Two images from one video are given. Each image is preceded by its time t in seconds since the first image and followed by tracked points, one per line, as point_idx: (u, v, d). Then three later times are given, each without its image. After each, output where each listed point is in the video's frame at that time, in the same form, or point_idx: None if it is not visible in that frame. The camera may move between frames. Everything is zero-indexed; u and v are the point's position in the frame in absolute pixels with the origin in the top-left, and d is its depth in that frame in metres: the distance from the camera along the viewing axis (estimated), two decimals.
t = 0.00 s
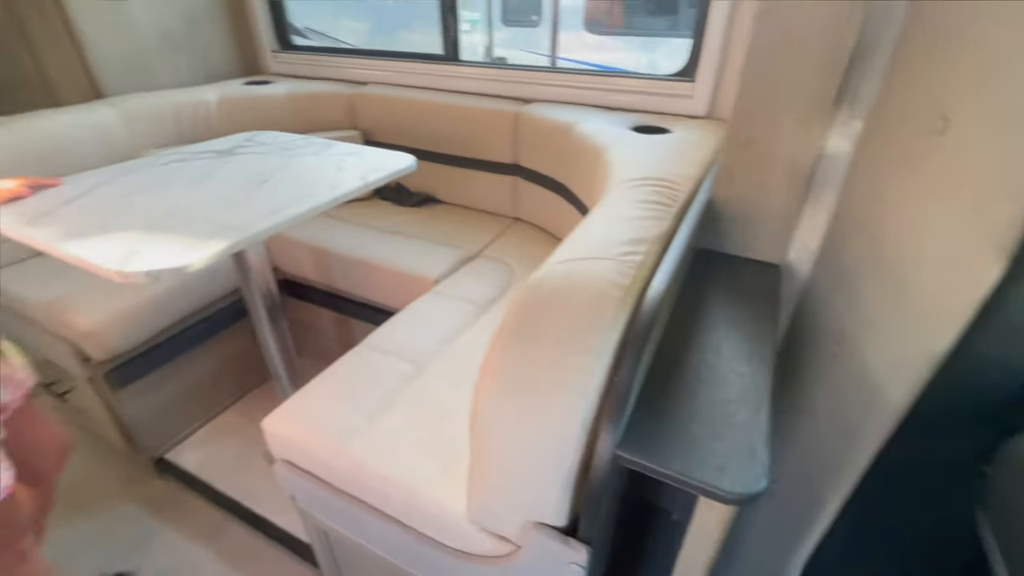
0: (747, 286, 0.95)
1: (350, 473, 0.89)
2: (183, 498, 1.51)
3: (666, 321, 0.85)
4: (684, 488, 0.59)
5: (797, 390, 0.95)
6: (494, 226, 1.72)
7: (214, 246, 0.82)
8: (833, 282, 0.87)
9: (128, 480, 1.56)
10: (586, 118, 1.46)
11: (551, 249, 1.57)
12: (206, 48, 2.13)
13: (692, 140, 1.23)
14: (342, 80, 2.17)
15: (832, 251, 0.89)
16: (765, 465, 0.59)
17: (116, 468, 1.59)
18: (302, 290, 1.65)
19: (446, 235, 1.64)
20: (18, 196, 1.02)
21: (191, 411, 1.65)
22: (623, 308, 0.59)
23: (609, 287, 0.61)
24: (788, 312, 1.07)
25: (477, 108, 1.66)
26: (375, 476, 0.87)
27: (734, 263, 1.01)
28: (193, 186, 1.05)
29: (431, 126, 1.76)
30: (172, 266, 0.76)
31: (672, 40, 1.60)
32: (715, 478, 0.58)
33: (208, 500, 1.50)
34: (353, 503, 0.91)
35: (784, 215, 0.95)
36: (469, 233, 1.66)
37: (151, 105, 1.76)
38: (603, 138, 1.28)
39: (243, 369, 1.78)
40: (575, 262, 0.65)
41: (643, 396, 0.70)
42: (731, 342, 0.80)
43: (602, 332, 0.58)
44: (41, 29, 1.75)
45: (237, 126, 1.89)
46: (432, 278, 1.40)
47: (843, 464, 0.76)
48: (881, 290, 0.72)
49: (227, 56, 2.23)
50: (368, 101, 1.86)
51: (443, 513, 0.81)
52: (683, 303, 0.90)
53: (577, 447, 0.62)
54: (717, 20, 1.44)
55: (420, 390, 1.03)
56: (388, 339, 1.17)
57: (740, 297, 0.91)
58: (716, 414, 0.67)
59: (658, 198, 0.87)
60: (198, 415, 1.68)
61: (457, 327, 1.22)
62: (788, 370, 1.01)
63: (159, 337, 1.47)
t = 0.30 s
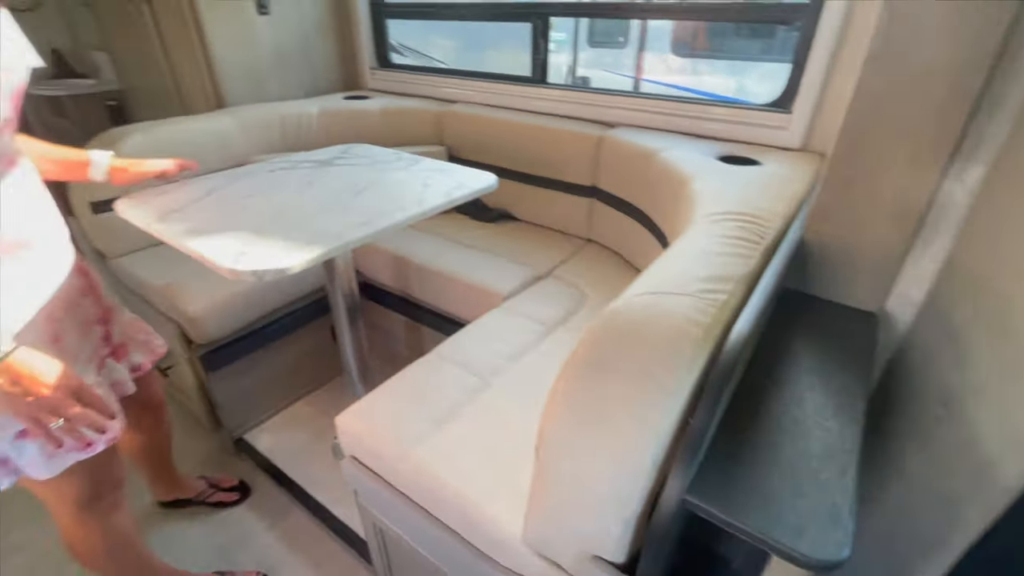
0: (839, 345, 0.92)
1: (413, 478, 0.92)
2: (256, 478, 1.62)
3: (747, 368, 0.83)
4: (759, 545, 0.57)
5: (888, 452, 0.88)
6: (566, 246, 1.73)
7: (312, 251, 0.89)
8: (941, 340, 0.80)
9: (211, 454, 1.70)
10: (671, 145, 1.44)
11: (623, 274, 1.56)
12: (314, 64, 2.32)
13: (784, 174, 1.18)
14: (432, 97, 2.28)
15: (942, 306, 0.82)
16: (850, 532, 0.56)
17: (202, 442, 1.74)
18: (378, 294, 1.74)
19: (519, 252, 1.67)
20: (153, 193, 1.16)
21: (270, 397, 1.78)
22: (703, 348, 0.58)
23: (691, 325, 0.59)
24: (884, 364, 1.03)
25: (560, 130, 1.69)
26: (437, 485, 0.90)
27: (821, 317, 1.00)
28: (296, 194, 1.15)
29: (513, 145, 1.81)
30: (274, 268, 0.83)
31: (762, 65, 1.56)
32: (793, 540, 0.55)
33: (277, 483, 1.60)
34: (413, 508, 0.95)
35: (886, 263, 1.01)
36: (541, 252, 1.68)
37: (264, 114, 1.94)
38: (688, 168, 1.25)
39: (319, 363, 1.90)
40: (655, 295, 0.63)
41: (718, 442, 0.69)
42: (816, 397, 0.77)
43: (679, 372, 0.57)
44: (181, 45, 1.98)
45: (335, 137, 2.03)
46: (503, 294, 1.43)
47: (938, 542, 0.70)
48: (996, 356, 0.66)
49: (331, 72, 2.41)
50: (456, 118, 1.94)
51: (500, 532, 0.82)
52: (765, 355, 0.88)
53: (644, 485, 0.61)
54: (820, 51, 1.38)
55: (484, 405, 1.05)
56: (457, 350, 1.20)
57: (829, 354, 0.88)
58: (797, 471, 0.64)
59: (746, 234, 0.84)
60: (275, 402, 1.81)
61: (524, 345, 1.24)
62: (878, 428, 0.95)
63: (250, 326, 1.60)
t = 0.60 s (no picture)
0: (927, 394, 0.86)
1: (463, 487, 0.94)
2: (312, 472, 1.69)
3: (822, 409, 0.80)
4: None
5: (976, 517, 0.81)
6: (628, 268, 1.71)
7: (385, 260, 0.93)
8: None
9: (273, 444, 1.80)
10: (745, 172, 1.40)
11: (687, 300, 1.52)
12: (394, 83, 2.45)
13: (869, 207, 1.11)
14: (503, 116, 2.35)
15: None
16: None
17: (266, 432, 1.85)
18: (438, 304, 1.79)
19: (579, 271, 1.67)
20: (246, 198, 1.26)
21: (330, 396, 1.86)
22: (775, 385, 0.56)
23: (763, 360, 0.57)
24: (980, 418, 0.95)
25: (629, 152, 1.69)
26: (485, 498, 0.90)
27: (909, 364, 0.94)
28: (373, 206, 1.21)
29: (581, 165, 1.83)
30: (350, 273, 0.87)
31: (843, 91, 1.49)
32: None
33: (330, 480, 1.66)
34: (461, 518, 0.96)
35: (983, 307, 0.98)
36: (603, 273, 1.67)
37: (346, 128, 2.06)
38: (762, 196, 1.21)
39: (378, 367, 1.97)
40: (723, 326, 0.62)
41: (788, 486, 0.67)
42: (898, 449, 0.73)
43: (749, 408, 0.55)
44: (278, 64, 2.16)
45: (410, 152, 2.13)
46: (561, 312, 1.43)
47: None
48: None
49: (409, 90, 2.53)
50: (525, 138, 1.98)
51: (545, 554, 0.81)
52: (842, 396, 0.84)
53: (705, 524, 0.58)
54: (917, 81, 1.30)
55: (537, 422, 1.06)
56: (512, 365, 1.22)
57: (913, 403, 0.83)
58: (875, 527, 0.61)
59: (825, 268, 0.80)
60: (334, 401, 1.88)
61: (579, 366, 1.23)
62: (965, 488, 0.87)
63: (318, 327, 1.68)
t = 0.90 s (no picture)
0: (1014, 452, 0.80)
1: (507, 512, 0.94)
2: (357, 483, 1.73)
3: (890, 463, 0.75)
4: None
5: None
6: (680, 298, 1.68)
7: (442, 281, 0.96)
8: None
9: (321, 452, 1.86)
10: (807, 204, 1.36)
11: (742, 333, 1.47)
12: (454, 110, 2.55)
13: (946, 246, 1.05)
14: (558, 142, 2.39)
15: None
16: None
17: (315, 440, 1.91)
18: (486, 324, 1.82)
19: (630, 299, 1.65)
20: (312, 217, 1.33)
21: (378, 409, 1.91)
22: (842, 432, 0.54)
23: (830, 405, 0.55)
24: None
25: (685, 182, 1.68)
26: (530, 524, 0.90)
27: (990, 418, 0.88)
28: (432, 228, 1.26)
29: (634, 193, 1.83)
30: (410, 294, 0.91)
31: (912, 122, 1.44)
32: None
33: (373, 492, 1.70)
34: (503, 542, 0.96)
35: None
36: (654, 301, 1.64)
37: (407, 151, 2.16)
38: (827, 231, 1.17)
39: (424, 383, 2.01)
40: (797, 365, 0.60)
41: (854, 541, 0.63)
42: (982, 510, 0.67)
43: (815, 455, 0.53)
44: (347, 90, 2.29)
45: (465, 175, 2.20)
46: (610, 340, 1.42)
47: None
48: None
49: (468, 116, 2.63)
50: (579, 164, 2.01)
51: None
52: (914, 449, 0.79)
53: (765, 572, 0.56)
54: (1002, 115, 1.23)
55: (584, 450, 1.05)
56: (560, 391, 1.21)
57: (997, 462, 0.77)
58: None
59: (900, 310, 0.76)
60: (381, 414, 1.93)
61: (628, 396, 1.21)
62: None
63: (371, 340, 1.74)
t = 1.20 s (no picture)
0: None
1: (543, 552, 0.92)
2: (389, 509, 1.74)
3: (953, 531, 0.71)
4: None
5: None
6: (721, 335, 1.64)
7: (482, 315, 0.97)
8: None
9: (355, 476, 1.87)
10: (859, 244, 1.32)
11: (788, 375, 1.42)
12: (496, 143, 2.63)
13: (1013, 292, 1.00)
14: (598, 175, 2.42)
15: None
16: None
17: (350, 463, 1.93)
18: (522, 354, 1.82)
19: (669, 335, 1.62)
20: (360, 246, 1.38)
21: (412, 434, 1.92)
22: (905, 496, 0.51)
23: (889, 464, 0.53)
24: None
25: (728, 218, 1.66)
26: (566, 567, 0.88)
27: None
28: (473, 260, 1.28)
29: (674, 228, 1.82)
30: (453, 327, 0.93)
31: (968, 156, 1.39)
32: None
33: (405, 520, 1.70)
34: None
35: None
36: (695, 338, 1.61)
37: (449, 182, 2.22)
38: (881, 273, 1.13)
39: (459, 410, 2.02)
40: (846, 418, 0.59)
41: None
42: None
43: (875, 518, 0.50)
44: (395, 124, 2.39)
45: (505, 206, 2.24)
46: (649, 376, 1.40)
47: None
48: None
49: (509, 148, 2.69)
50: (619, 197, 2.02)
51: None
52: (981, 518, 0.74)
53: None
54: None
55: (622, 491, 1.02)
56: (598, 429, 1.20)
57: None
58: None
59: (964, 362, 0.73)
60: (414, 439, 1.94)
61: (668, 436, 1.18)
62: None
63: (409, 366, 1.77)
